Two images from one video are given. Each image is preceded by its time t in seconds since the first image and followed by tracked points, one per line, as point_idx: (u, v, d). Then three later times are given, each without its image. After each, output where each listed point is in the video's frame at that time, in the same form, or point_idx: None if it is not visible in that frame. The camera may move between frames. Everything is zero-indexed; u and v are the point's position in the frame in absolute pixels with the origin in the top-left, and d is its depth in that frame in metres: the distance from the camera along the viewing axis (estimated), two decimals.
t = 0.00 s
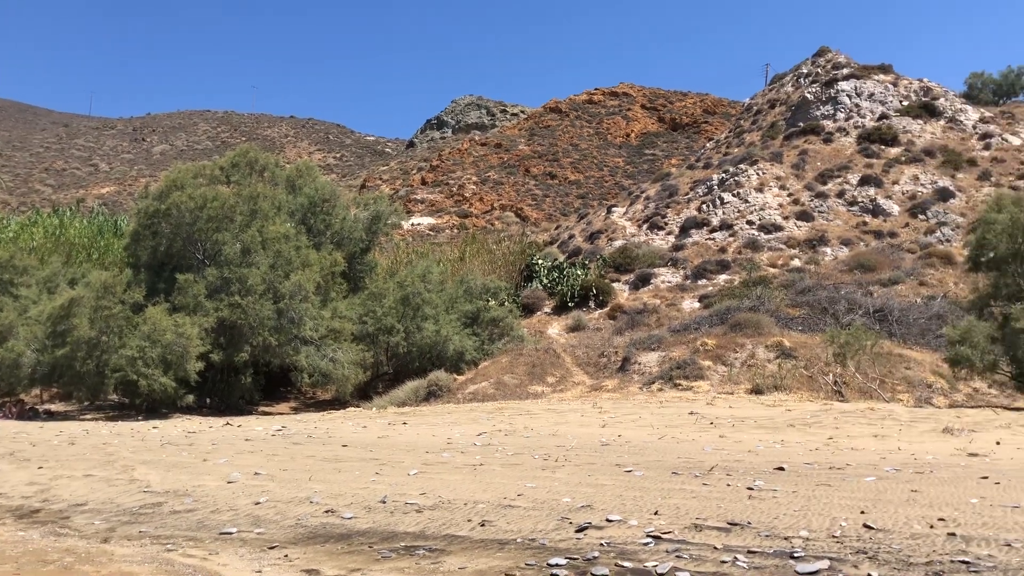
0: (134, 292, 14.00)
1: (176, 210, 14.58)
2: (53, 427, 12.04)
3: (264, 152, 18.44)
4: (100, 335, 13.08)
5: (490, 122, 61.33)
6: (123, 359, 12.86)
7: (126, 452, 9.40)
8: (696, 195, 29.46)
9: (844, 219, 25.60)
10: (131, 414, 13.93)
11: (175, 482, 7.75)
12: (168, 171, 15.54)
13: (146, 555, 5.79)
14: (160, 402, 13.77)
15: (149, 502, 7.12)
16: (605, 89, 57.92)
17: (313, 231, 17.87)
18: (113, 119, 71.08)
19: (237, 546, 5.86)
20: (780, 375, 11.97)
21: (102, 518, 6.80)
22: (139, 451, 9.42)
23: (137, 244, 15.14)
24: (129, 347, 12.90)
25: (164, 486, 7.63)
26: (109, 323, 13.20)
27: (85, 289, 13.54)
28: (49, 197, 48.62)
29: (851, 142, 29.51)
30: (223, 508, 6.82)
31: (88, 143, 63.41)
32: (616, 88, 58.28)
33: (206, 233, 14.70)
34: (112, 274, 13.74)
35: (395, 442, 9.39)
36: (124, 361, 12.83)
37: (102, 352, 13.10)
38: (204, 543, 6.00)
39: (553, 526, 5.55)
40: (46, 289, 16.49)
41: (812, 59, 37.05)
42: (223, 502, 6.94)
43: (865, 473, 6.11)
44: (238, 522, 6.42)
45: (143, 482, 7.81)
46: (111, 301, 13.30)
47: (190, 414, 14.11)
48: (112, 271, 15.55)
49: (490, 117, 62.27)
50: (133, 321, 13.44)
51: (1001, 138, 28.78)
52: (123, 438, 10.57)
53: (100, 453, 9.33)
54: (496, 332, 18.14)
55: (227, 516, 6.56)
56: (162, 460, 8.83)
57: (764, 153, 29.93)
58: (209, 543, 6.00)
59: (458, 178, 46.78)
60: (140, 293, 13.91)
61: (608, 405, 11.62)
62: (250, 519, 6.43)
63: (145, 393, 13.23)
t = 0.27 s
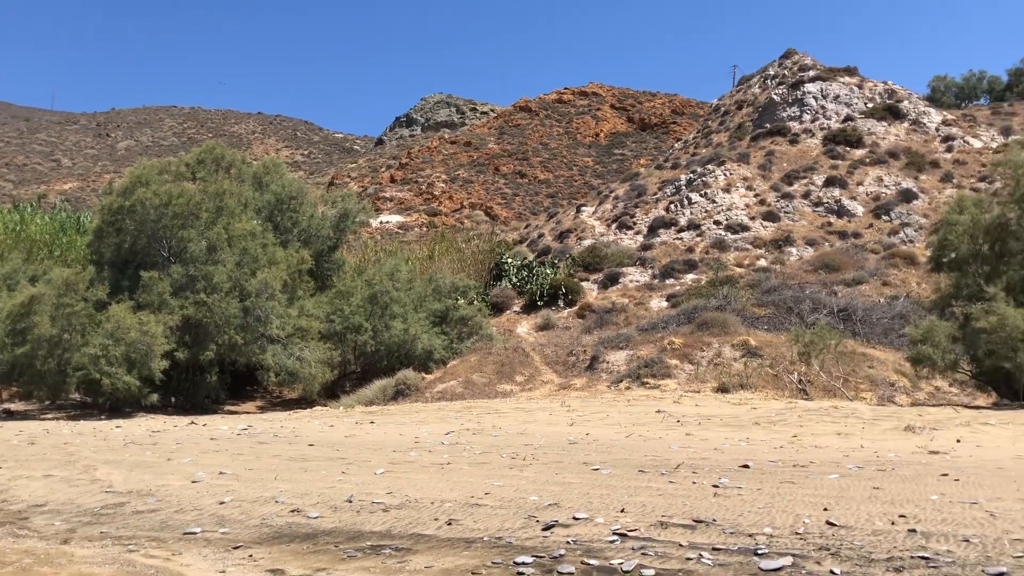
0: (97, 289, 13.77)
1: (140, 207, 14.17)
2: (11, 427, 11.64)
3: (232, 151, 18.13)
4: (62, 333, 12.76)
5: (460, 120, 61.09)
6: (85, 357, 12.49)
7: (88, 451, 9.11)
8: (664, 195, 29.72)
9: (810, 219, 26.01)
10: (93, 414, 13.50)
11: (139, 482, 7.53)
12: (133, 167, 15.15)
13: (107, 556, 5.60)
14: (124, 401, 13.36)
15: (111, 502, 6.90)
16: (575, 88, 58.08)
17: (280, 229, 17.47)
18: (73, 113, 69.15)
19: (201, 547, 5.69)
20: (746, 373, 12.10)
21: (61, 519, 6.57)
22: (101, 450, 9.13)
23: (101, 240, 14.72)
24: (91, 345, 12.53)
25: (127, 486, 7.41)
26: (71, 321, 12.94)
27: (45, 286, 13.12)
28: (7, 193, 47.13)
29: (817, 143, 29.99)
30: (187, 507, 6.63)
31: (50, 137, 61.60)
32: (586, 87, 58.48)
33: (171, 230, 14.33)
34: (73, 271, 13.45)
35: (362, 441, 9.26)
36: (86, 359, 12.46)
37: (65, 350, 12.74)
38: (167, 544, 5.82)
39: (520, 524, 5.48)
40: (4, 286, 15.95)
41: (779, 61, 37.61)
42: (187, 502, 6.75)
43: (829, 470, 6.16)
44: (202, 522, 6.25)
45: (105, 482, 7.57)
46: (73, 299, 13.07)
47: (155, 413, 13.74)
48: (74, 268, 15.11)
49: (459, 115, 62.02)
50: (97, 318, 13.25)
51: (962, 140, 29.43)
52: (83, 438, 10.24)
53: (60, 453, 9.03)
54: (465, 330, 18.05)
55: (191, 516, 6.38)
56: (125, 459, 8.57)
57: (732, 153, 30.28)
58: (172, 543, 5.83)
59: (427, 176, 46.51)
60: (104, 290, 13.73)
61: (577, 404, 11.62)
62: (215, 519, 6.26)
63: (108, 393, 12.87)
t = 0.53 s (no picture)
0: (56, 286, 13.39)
1: (102, 203, 13.73)
2: None
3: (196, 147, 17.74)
4: (20, 330, 12.39)
5: (427, 118, 60.72)
6: (43, 355, 12.06)
7: (45, 451, 8.78)
8: (631, 195, 29.93)
9: (774, 220, 26.41)
10: (51, 413, 13.01)
11: (98, 482, 7.27)
12: (94, 163, 14.76)
13: (63, 558, 5.38)
14: (85, 399, 12.91)
15: (68, 503, 6.64)
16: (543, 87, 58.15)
17: (244, 226, 17.07)
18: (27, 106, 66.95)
19: (161, 547, 5.49)
20: (710, 372, 12.21)
21: (15, 520, 6.30)
22: (58, 450, 8.81)
23: (60, 236, 14.24)
24: (50, 343, 12.11)
25: (85, 486, 7.15)
26: (29, 318, 12.55)
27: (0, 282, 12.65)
28: None
29: (781, 145, 30.47)
30: (146, 508, 6.42)
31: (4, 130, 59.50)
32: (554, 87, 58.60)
33: (134, 227, 13.92)
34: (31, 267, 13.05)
35: (326, 440, 9.09)
36: (44, 357, 12.04)
37: (23, 348, 12.42)
38: (126, 545, 5.61)
39: (485, 523, 5.38)
40: None
41: (745, 63, 38.15)
42: (148, 502, 6.53)
43: (791, 469, 6.22)
44: (163, 522, 6.04)
45: (62, 483, 7.30)
46: (31, 295, 12.68)
47: (115, 412, 13.33)
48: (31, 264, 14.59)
49: (427, 113, 61.66)
50: (57, 316, 12.90)
51: (923, 142, 30.07)
52: (39, 437, 9.87)
53: (15, 453, 8.69)
54: (432, 329, 17.91)
55: (151, 516, 6.17)
56: (83, 459, 8.28)
57: (698, 154, 30.62)
58: (131, 544, 5.62)
59: (394, 174, 46.12)
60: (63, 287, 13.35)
61: (543, 403, 11.61)
62: (175, 519, 6.06)
63: (67, 392, 12.46)
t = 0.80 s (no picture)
0: (18, 283, 12.97)
1: (66, 199, 13.34)
2: None
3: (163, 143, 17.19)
4: None
5: (398, 116, 60.30)
6: (4, 354, 11.68)
7: (4, 452, 8.49)
8: (601, 195, 30.07)
9: (742, 221, 26.74)
10: (12, 412, 12.52)
11: (59, 482, 7.04)
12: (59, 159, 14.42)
13: (22, 560, 5.18)
14: (47, 399, 12.52)
15: (28, 504, 6.41)
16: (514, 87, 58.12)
17: (211, 224, 16.72)
18: None
19: (126, 548, 5.33)
20: (679, 372, 12.30)
21: None
22: (18, 451, 8.52)
23: (23, 233, 13.83)
24: (10, 341, 11.75)
25: (46, 487, 6.91)
26: None
27: None
28: None
29: (750, 147, 30.87)
30: (109, 509, 6.23)
31: None
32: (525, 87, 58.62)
33: (99, 224, 13.61)
34: None
35: (294, 440, 8.94)
36: (5, 356, 11.66)
37: None
38: (89, 546, 5.44)
39: (453, 523, 5.28)
40: None
41: (714, 66, 38.60)
42: (111, 503, 6.34)
43: (757, 468, 6.27)
44: (127, 523, 5.86)
45: (21, 484, 7.05)
46: None
47: (79, 411, 12.96)
48: None
49: (398, 111, 61.23)
50: (19, 313, 12.52)
51: (889, 146, 30.65)
52: None
53: None
54: (401, 328, 17.77)
55: (114, 517, 5.99)
56: (44, 459, 8.02)
57: (667, 155, 30.89)
58: (94, 546, 5.44)
59: (364, 172, 45.70)
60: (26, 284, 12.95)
61: (512, 402, 11.58)
62: (140, 520, 5.89)
63: (29, 391, 12.08)
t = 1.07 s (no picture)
0: None
1: (32, 195, 13.00)
2: None
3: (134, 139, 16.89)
4: None
5: (372, 114, 59.89)
6: None
7: None
8: (576, 196, 30.17)
9: (714, 223, 27.01)
10: None
11: (23, 482, 6.83)
12: (25, 154, 14.10)
13: None
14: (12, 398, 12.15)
15: None
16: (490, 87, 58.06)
17: (182, 222, 16.38)
18: None
19: (92, 549, 5.18)
20: (652, 373, 12.37)
21: None
22: None
23: None
24: None
25: (8, 487, 6.70)
26: None
27: None
28: None
29: (723, 150, 31.18)
30: (75, 509, 6.05)
31: None
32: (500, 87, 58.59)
33: (67, 221, 13.28)
34: None
35: (265, 439, 8.79)
36: None
37: None
38: (53, 547, 5.27)
39: (425, 523, 5.20)
40: None
41: (688, 69, 38.97)
42: (76, 503, 6.16)
43: (728, 468, 6.31)
44: (93, 524, 5.70)
45: None
46: None
47: (44, 410, 12.61)
48: None
49: (372, 110, 60.82)
50: None
51: (859, 150, 31.13)
52: None
53: None
54: (374, 328, 17.62)
55: (80, 518, 5.82)
56: (7, 459, 7.78)
57: (641, 157, 31.10)
58: (58, 546, 5.27)
59: (338, 171, 45.29)
60: None
61: (485, 402, 11.54)
62: (106, 521, 5.73)
63: None
